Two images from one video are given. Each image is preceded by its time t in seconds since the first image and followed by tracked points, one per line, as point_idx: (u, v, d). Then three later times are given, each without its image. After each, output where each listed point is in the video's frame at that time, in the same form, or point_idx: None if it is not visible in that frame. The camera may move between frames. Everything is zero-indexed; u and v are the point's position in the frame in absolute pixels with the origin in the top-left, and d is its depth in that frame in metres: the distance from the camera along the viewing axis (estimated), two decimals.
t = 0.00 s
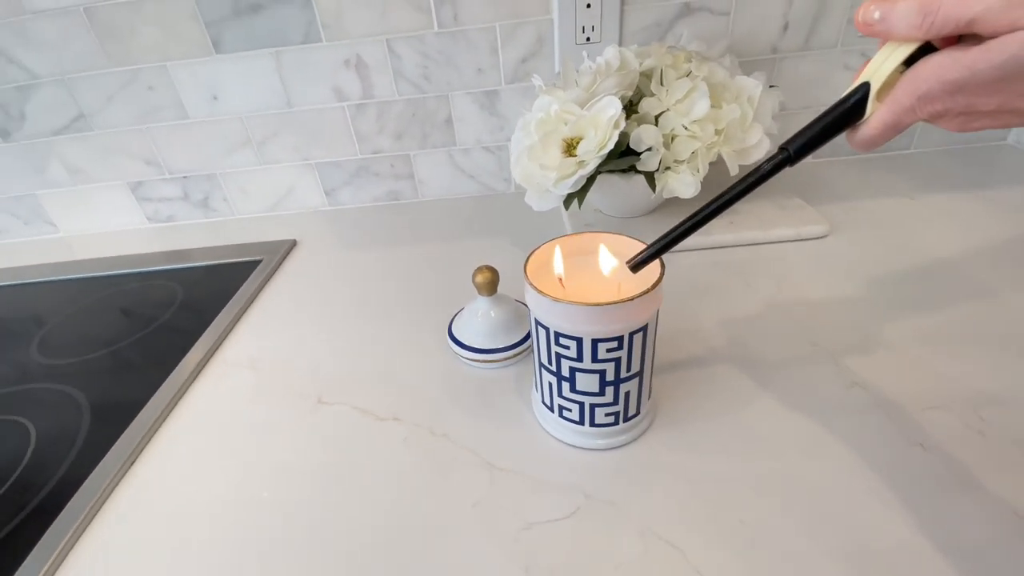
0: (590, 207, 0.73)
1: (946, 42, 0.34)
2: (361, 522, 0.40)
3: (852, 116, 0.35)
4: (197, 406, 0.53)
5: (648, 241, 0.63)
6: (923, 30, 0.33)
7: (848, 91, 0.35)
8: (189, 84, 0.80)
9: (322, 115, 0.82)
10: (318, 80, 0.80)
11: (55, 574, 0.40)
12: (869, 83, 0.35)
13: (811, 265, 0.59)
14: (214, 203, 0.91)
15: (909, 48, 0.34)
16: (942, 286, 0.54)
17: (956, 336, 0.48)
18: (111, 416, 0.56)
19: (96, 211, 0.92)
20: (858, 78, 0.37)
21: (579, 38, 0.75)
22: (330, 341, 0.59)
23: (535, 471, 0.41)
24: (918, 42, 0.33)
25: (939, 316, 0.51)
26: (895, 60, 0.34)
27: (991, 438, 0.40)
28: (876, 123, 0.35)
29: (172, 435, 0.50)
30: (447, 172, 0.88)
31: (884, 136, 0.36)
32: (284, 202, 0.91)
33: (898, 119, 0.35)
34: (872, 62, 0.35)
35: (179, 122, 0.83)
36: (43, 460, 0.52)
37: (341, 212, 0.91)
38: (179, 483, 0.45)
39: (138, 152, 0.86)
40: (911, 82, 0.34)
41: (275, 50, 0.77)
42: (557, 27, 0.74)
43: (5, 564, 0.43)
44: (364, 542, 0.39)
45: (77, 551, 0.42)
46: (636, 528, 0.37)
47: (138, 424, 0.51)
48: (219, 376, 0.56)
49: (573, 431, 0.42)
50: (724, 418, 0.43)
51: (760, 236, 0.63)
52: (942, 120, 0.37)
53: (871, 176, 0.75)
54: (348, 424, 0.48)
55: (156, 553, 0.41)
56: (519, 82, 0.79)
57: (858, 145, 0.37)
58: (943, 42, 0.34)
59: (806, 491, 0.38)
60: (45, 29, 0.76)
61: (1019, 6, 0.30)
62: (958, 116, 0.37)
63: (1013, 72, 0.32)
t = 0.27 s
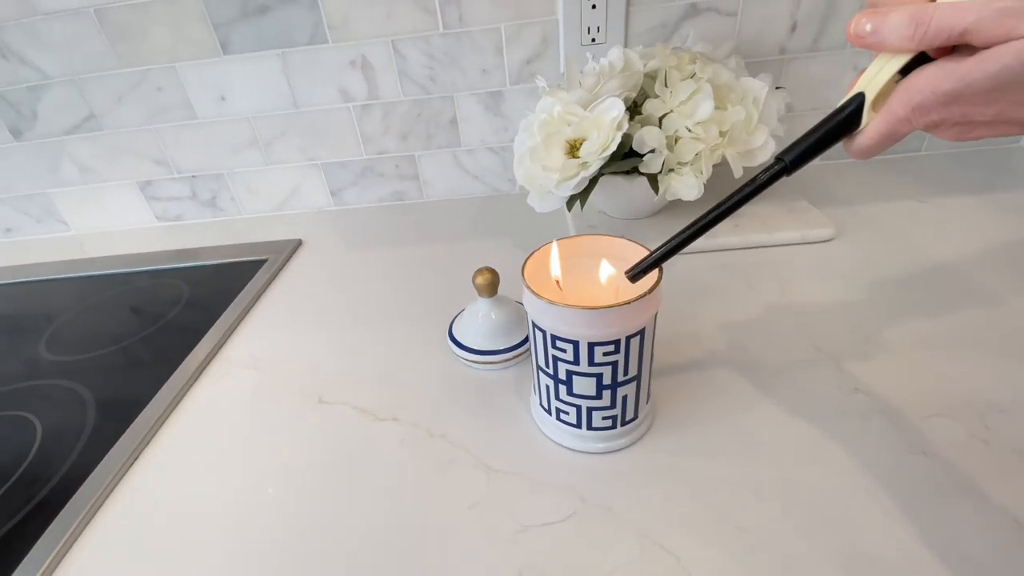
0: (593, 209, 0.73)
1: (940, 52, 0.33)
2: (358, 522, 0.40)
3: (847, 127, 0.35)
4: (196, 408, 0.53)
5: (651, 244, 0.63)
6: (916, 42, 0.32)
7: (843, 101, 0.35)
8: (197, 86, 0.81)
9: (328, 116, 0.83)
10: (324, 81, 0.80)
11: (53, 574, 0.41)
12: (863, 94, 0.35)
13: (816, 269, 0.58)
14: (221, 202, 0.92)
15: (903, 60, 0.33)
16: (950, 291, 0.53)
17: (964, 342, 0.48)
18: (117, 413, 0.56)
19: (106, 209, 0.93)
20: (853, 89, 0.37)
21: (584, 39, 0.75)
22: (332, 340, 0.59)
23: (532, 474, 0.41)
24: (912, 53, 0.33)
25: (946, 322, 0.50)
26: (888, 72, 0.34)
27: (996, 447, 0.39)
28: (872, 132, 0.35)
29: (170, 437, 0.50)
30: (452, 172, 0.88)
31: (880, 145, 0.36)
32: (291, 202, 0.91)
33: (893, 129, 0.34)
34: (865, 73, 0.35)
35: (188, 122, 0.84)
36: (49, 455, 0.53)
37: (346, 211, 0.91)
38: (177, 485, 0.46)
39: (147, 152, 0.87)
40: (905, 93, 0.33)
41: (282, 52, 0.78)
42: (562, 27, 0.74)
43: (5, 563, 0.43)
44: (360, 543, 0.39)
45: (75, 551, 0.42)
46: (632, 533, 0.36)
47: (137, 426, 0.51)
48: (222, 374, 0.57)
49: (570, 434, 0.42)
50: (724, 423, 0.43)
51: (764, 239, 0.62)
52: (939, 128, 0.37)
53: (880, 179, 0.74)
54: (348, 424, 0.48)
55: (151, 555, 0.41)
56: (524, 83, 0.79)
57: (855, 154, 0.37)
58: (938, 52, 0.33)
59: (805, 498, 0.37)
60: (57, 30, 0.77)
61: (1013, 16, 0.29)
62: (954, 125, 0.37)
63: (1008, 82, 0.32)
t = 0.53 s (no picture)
0: (595, 209, 0.72)
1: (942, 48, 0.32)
2: (348, 524, 0.40)
3: (847, 125, 0.34)
4: (191, 408, 0.53)
5: (652, 245, 0.62)
6: (915, 38, 0.31)
7: (842, 99, 0.33)
8: (201, 84, 0.81)
9: (330, 114, 0.83)
10: (326, 80, 0.80)
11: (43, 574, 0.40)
12: (863, 91, 0.33)
13: (821, 272, 0.57)
14: (225, 200, 0.92)
15: (903, 56, 0.32)
16: (959, 296, 0.52)
17: (973, 349, 0.46)
18: (116, 410, 0.56)
19: (111, 207, 0.94)
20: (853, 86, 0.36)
21: (587, 37, 0.74)
22: (329, 340, 0.59)
23: (526, 478, 0.40)
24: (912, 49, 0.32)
25: (954, 327, 0.48)
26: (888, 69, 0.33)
27: (1003, 458, 0.38)
28: (872, 131, 0.34)
29: (164, 438, 0.50)
30: (454, 171, 0.87)
31: (882, 144, 0.35)
32: (293, 201, 0.92)
33: (894, 127, 0.33)
34: (865, 69, 0.34)
35: (191, 121, 0.84)
36: (49, 451, 0.53)
37: (348, 210, 0.91)
38: (168, 486, 0.45)
39: (152, 151, 0.88)
40: (906, 90, 0.32)
41: (284, 50, 0.78)
42: (565, 26, 0.73)
43: None
44: (350, 546, 0.38)
45: (66, 551, 0.42)
46: (625, 541, 0.36)
47: (131, 426, 0.51)
48: (220, 373, 0.57)
49: (565, 439, 0.41)
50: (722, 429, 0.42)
51: (768, 241, 0.61)
52: (943, 126, 0.36)
53: (890, 180, 0.72)
54: (342, 426, 0.48)
55: (138, 558, 0.40)
56: (527, 82, 0.79)
57: (855, 153, 0.36)
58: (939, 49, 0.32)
59: (804, 509, 0.36)
60: (63, 29, 0.77)
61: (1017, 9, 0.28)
62: (958, 122, 0.36)
63: (1011, 78, 0.31)
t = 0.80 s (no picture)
0: (600, 211, 0.71)
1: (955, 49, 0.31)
2: (344, 530, 0.39)
3: (855, 130, 0.33)
4: (192, 409, 0.52)
5: (658, 248, 0.61)
6: (926, 40, 0.30)
7: (850, 102, 0.33)
8: (207, 85, 0.81)
9: (335, 115, 0.83)
10: (331, 80, 0.80)
11: (41, 574, 0.40)
12: (872, 95, 0.33)
13: (830, 277, 0.56)
14: (231, 200, 0.92)
15: (915, 58, 0.31)
16: (974, 303, 0.50)
17: (988, 358, 0.45)
18: (119, 410, 0.57)
19: (119, 206, 0.94)
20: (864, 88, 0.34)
21: (594, 37, 0.73)
22: (331, 342, 0.59)
23: (524, 486, 0.40)
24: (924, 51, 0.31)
25: (968, 336, 0.47)
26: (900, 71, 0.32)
27: (1019, 474, 0.36)
28: (881, 136, 0.33)
29: (164, 438, 0.50)
30: (459, 172, 0.87)
31: (892, 149, 0.34)
32: (299, 201, 0.92)
33: (905, 132, 0.32)
34: (874, 72, 0.33)
35: (198, 121, 0.84)
36: (53, 449, 0.53)
37: (353, 211, 0.91)
38: (167, 488, 0.45)
39: (159, 150, 0.88)
40: (916, 93, 0.31)
41: (289, 50, 0.78)
42: (571, 26, 0.72)
43: None
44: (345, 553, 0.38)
45: (65, 551, 0.42)
46: (624, 553, 0.35)
47: (133, 426, 0.51)
48: (221, 373, 0.57)
49: (565, 447, 0.41)
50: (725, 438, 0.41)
51: (776, 245, 0.60)
52: (956, 129, 0.35)
53: (904, 183, 0.70)
54: (341, 430, 0.47)
55: (135, 560, 0.40)
56: (532, 82, 0.78)
57: (864, 159, 0.35)
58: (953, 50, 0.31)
59: (810, 523, 0.35)
60: (71, 29, 0.78)
61: None
62: (971, 127, 0.35)
63: None
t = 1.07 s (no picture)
0: (604, 214, 0.70)
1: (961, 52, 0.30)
2: (338, 535, 0.39)
3: (859, 135, 0.32)
4: (192, 410, 0.52)
5: (662, 252, 0.60)
6: (931, 42, 0.29)
7: (854, 106, 0.32)
8: (213, 85, 0.81)
9: (340, 115, 0.82)
10: (335, 80, 0.80)
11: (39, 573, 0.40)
12: (876, 98, 0.31)
13: (839, 283, 0.55)
14: (236, 200, 0.93)
15: (920, 60, 0.30)
16: (987, 312, 0.49)
17: (1001, 368, 0.43)
18: (120, 409, 0.57)
19: (126, 206, 0.95)
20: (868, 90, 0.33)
21: (599, 38, 0.72)
22: (331, 344, 0.58)
23: (522, 495, 0.39)
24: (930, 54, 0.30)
25: (981, 345, 0.46)
26: (905, 73, 0.31)
27: None
28: (886, 141, 0.32)
29: (163, 439, 0.50)
30: (463, 173, 0.86)
31: (898, 154, 0.33)
32: (303, 201, 0.92)
33: (911, 137, 0.31)
34: (878, 74, 0.32)
35: (203, 121, 0.85)
36: (55, 448, 0.53)
37: (357, 212, 0.91)
38: (165, 489, 0.45)
39: (165, 150, 0.88)
40: (922, 97, 0.30)
41: (294, 51, 0.78)
42: (576, 26, 0.71)
43: None
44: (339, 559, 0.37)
45: (64, 550, 0.42)
46: (621, 565, 0.34)
47: (132, 427, 0.51)
48: (222, 374, 0.56)
49: (564, 455, 0.40)
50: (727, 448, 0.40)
51: (783, 250, 0.59)
52: (964, 134, 0.33)
53: (916, 186, 0.69)
54: (339, 433, 0.47)
55: (130, 562, 0.40)
56: (537, 83, 0.77)
57: (868, 164, 0.34)
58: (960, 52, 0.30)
59: (813, 538, 0.34)
60: (79, 30, 0.78)
61: None
62: (980, 132, 0.33)
63: None
